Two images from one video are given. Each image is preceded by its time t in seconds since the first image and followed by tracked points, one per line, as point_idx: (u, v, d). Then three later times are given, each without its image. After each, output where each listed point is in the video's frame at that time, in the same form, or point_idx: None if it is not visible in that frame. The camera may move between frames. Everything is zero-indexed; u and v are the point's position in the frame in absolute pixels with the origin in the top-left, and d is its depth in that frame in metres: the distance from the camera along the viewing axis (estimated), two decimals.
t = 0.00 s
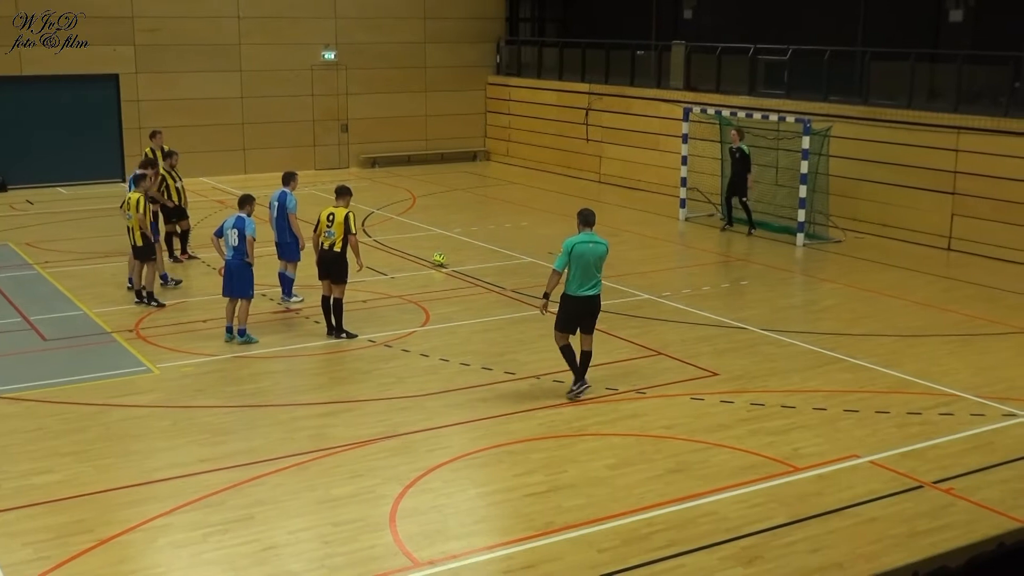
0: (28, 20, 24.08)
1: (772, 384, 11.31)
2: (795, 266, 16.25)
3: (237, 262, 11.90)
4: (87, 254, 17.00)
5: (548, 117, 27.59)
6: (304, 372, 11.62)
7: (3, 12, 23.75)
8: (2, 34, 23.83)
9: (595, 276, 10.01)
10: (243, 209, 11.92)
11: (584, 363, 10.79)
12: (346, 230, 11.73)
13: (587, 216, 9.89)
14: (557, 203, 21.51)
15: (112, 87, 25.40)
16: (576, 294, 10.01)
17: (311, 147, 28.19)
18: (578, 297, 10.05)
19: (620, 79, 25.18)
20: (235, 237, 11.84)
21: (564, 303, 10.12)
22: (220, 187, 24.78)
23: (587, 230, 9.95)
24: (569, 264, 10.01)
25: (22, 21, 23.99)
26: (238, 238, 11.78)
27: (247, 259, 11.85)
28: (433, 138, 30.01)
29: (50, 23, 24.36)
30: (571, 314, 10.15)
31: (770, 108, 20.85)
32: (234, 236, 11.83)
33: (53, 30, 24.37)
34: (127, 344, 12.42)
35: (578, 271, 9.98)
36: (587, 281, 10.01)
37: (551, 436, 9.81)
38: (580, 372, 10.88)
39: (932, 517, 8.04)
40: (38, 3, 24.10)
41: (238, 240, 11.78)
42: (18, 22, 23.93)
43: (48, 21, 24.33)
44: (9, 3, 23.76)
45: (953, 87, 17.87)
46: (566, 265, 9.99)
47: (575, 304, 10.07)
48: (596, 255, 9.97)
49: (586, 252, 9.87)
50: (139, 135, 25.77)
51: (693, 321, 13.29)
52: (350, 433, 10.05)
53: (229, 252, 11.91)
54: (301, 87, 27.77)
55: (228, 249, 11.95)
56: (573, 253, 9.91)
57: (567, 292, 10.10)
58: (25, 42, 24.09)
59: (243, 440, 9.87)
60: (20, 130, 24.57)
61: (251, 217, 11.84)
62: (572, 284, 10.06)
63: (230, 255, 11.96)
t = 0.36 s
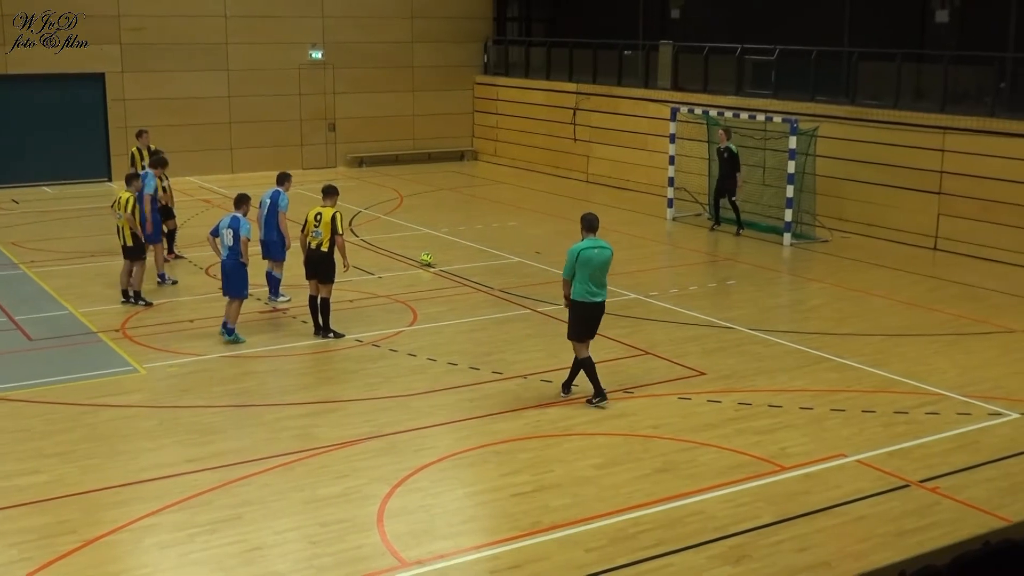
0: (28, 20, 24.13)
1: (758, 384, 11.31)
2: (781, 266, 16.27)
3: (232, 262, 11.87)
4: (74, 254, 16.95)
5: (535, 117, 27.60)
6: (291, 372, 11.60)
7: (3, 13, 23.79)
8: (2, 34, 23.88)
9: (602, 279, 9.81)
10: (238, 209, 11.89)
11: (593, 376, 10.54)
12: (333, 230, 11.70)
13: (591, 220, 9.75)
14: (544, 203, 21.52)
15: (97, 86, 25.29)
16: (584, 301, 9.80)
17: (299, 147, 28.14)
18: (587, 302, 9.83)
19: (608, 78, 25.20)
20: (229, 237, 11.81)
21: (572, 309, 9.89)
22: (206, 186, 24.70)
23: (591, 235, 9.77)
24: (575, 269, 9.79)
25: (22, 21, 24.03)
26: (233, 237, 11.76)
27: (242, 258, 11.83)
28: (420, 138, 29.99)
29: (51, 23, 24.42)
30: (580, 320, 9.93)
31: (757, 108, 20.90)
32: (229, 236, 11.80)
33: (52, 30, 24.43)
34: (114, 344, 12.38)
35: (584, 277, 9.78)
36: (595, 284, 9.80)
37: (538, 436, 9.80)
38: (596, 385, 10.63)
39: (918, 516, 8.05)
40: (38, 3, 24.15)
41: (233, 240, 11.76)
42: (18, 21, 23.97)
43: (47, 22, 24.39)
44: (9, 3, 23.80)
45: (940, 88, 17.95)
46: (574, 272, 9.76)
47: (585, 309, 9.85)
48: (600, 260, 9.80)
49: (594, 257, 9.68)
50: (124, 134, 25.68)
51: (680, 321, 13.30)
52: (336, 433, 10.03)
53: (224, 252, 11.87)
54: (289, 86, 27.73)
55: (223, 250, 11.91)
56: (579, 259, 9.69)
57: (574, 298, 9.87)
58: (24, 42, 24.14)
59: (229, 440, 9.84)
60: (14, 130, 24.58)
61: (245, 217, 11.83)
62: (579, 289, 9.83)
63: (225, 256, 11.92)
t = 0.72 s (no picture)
0: (28, 20, 24.17)
1: (747, 384, 11.33)
2: (770, 266, 16.29)
3: (226, 262, 11.82)
4: (62, 254, 16.91)
5: (524, 117, 27.60)
6: (280, 372, 11.58)
7: (3, 13, 23.82)
8: (3, 34, 23.92)
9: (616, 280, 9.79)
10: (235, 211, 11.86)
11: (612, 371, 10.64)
12: (324, 230, 11.67)
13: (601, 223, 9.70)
14: (534, 203, 21.53)
15: (86, 84, 25.22)
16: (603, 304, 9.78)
17: (288, 147, 28.11)
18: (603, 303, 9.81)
19: (597, 78, 25.20)
20: (225, 237, 11.78)
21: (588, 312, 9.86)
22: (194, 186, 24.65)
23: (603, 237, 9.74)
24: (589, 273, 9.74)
25: (21, 21, 24.06)
26: (227, 237, 11.73)
27: (236, 259, 11.79)
28: (409, 138, 29.98)
29: (50, 23, 24.46)
30: (597, 323, 9.90)
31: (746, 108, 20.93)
32: (224, 236, 11.77)
33: (52, 30, 24.50)
34: (102, 344, 12.35)
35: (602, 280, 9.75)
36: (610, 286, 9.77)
37: (527, 436, 9.81)
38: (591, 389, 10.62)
39: (906, 516, 8.07)
40: (38, 3, 24.20)
41: (228, 240, 11.72)
42: (18, 22, 24.01)
43: (48, 21, 24.46)
44: (9, 3, 23.84)
45: (928, 89, 17.98)
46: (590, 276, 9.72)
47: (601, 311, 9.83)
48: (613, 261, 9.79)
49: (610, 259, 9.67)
50: (112, 133, 25.62)
51: (669, 321, 13.31)
52: (325, 433, 10.02)
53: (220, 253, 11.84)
54: (278, 86, 27.70)
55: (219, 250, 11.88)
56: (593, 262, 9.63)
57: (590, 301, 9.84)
58: (25, 41, 24.21)
59: (218, 440, 9.83)
60: (10, 129, 24.60)
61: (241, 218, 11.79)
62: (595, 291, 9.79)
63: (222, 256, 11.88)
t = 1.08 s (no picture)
0: (28, 20, 24.20)
1: (737, 385, 11.35)
2: (760, 267, 16.32)
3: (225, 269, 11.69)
4: (52, 253, 16.86)
5: (515, 118, 27.59)
6: (270, 373, 11.56)
7: (3, 12, 23.83)
8: (3, 34, 23.93)
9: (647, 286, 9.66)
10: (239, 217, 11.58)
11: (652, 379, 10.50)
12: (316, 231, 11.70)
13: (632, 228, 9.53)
14: (523, 204, 21.53)
15: (76, 84, 25.14)
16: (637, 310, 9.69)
17: (277, 147, 28.05)
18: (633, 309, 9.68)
19: (588, 80, 25.21)
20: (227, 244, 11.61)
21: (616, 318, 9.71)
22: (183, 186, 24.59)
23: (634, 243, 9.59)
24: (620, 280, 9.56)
25: (22, 21, 24.09)
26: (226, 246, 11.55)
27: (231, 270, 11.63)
28: (399, 138, 29.96)
29: (50, 23, 24.51)
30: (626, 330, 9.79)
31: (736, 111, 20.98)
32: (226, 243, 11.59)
33: (52, 29, 24.53)
34: (90, 345, 12.31)
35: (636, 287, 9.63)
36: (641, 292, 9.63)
37: (516, 438, 9.81)
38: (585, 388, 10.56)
39: (895, 517, 8.09)
40: (38, 3, 24.23)
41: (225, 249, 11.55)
42: (18, 22, 24.03)
43: (48, 22, 24.47)
44: (9, 3, 23.85)
45: (917, 92, 18.03)
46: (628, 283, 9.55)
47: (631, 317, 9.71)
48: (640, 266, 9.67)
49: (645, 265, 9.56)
50: (101, 133, 25.54)
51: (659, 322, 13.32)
52: (314, 434, 10.00)
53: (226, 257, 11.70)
54: (269, 86, 27.65)
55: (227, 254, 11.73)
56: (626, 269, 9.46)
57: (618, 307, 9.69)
58: (25, 41, 24.23)
59: (207, 440, 9.81)
60: None
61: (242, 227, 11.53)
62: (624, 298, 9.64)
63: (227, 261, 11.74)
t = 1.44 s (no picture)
0: (28, 20, 24.28)
1: (724, 386, 11.36)
2: (746, 268, 16.35)
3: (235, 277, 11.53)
4: (37, 253, 16.81)
5: (502, 119, 27.58)
6: (256, 374, 11.54)
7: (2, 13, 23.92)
8: (3, 33, 24.03)
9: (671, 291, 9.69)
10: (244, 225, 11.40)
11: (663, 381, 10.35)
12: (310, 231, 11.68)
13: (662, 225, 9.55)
14: (510, 205, 21.53)
15: (62, 84, 25.06)
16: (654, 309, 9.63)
17: (264, 147, 27.99)
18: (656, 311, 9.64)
19: (575, 81, 25.23)
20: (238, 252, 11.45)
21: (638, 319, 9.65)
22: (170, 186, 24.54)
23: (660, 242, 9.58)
24: (647, 278, 9.59)
25: (21, 21, 24.17)
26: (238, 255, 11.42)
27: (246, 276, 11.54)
28: (386, 139, 29.94)
29: (50, 23, 24.60)
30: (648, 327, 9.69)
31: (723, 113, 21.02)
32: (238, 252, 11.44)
33: (51, 30, 24.62)
34: (76, 345, 12.27)
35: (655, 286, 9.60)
36: (665, 295, 9.64)
37: (504, 438, 9.80)
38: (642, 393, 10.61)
39: (881, 518, 8.11)
40: (38, 3, 24.31)
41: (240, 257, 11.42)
42: (18, 21, 24.11)
43: (47, 22, 24.56)
44: (9, 3, 23.93)
45: (903, 94, 18.08)
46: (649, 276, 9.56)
47: (653, 319, 9.66)
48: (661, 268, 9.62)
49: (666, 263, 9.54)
50: (87, 133, 25.47)
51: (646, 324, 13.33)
52: (300, 435, 9.98)
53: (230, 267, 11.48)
54: (256, 86, 27.61)
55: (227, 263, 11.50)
56: (656, 265, 9.51)
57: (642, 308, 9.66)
58: (24, 42, 24.32)
59: (194, 441, 9.78)
60: None
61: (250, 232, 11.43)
62: (649, 297, 9.62)
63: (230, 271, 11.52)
